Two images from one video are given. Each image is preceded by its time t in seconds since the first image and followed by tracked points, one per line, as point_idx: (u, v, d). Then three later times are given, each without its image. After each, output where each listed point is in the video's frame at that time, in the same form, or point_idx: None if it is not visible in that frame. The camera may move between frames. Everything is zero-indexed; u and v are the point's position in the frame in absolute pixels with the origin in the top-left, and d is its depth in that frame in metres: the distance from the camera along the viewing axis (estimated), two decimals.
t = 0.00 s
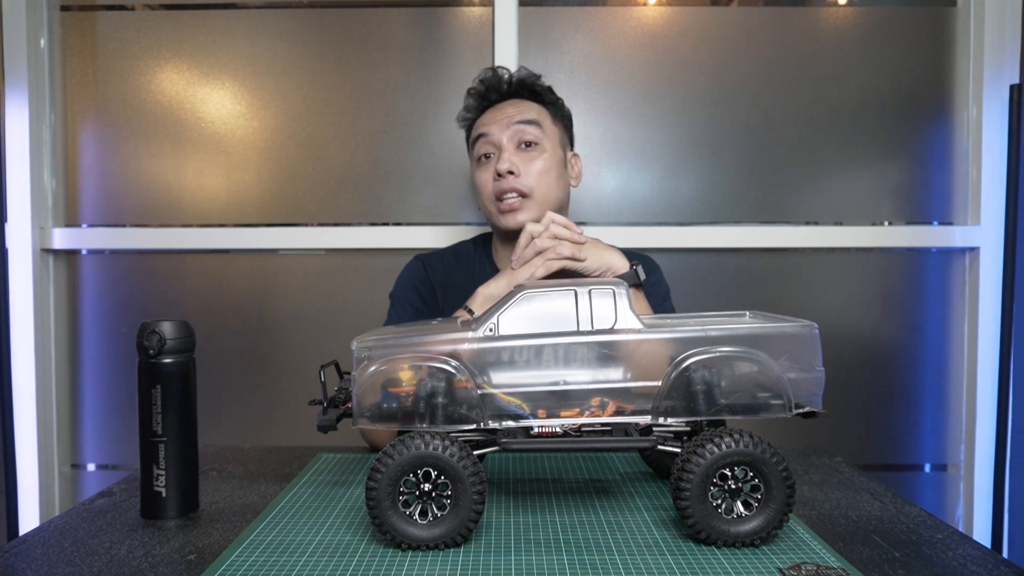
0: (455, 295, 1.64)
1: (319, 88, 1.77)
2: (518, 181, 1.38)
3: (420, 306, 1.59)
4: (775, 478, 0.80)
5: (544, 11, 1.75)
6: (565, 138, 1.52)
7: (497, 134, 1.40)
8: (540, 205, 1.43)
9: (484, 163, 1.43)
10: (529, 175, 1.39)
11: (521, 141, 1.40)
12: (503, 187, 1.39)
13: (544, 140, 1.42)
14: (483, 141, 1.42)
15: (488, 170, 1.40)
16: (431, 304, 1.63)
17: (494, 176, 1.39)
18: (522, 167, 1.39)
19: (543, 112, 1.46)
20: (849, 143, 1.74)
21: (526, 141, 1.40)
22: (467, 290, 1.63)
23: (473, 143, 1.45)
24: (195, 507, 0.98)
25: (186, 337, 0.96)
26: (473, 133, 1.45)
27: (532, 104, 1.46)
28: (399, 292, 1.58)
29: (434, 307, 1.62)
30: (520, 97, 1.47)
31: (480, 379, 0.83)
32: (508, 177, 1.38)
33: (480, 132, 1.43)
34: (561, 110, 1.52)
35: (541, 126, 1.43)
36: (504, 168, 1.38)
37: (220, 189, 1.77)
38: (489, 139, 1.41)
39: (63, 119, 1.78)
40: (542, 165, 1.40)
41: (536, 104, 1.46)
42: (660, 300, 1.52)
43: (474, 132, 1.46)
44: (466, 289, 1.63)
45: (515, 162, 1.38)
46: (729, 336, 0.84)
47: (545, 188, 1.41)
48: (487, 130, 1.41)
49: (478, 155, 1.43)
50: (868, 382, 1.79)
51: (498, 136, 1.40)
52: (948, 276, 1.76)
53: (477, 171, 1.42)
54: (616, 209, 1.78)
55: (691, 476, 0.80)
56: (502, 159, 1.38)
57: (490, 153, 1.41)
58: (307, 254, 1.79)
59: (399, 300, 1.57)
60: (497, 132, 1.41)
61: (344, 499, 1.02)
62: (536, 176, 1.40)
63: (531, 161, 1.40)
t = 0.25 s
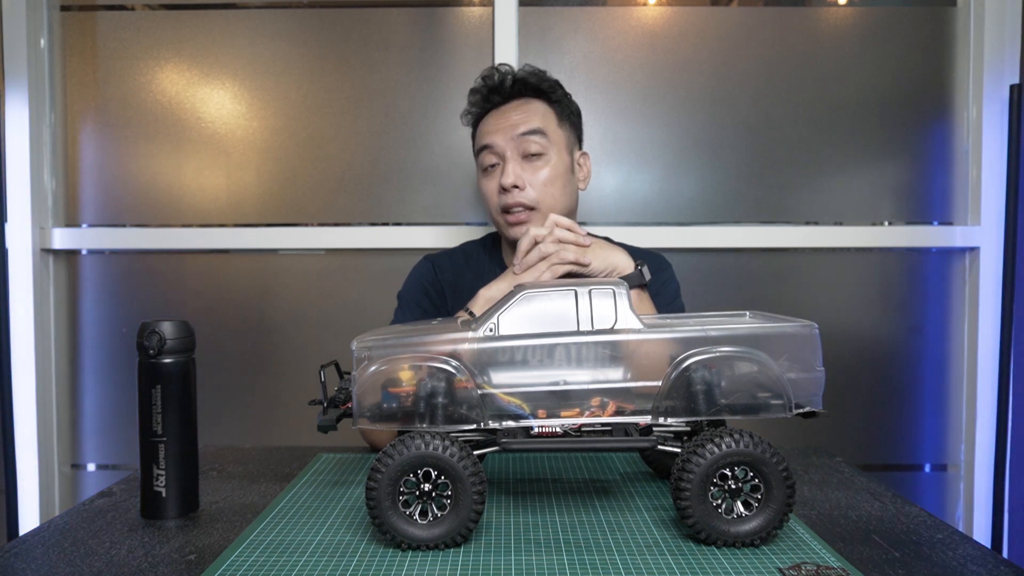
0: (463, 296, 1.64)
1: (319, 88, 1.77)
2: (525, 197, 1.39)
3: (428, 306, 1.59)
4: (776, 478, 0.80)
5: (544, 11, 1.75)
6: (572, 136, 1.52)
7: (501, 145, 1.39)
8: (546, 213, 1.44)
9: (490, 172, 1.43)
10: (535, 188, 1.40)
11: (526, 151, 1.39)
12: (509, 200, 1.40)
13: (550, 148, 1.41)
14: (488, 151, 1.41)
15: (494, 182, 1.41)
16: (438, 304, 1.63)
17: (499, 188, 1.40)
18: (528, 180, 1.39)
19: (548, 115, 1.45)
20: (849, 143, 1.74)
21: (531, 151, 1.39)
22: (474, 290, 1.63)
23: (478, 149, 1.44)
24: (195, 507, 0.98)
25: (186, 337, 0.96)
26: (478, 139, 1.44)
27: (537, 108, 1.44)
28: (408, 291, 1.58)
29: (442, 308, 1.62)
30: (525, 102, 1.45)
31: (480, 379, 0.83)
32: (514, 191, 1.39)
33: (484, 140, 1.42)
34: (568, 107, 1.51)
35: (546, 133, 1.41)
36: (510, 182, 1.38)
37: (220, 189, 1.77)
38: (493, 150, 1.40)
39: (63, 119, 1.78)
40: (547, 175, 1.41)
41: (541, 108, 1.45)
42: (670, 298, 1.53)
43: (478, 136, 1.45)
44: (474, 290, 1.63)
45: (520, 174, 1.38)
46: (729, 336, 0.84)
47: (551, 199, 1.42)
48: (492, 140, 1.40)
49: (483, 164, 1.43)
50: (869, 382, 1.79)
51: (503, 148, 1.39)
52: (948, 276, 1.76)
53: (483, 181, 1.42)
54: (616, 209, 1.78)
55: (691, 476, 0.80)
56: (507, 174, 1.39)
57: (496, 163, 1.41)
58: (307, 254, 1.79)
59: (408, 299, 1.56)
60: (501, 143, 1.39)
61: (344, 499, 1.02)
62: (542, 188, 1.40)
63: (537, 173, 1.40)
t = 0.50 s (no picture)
0: (464, 296, 1.64)
1: (319, 88, 1.77)
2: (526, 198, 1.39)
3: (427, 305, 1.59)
4: (776, 478, 0.80)
5: (544, 11, 1.75)
6: (574, 139, 1.52)
7: (504, 145, 1.39)
8: (547, 214, 1.44)
9: (492, 172, 1.43)
10: (537, 188, 1.40)
11: (528, 152, 1.40)
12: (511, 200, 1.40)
13: (552, 149, 1.42)
14: (490, 151, 1.41)
15: (496, 182, 1.41)
16: (438, 304, 1.63)
17: (501, 188, 1.40)
18: (530, 180, 1.39)
19: (551, 117, 1.45)
20: (849, 143, 1.74)
21: (534, 152, 1.40)
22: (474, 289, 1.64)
23: (480, 149, 1.44)
24: (195, 507, 0.98)
25: (186, 337, 0.96)
26: (480, 139, 1.44)
27: (540, 110, 1.44)
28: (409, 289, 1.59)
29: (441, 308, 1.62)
30: (527, 104, 1.45)
31: (480, 379, 0.83)
32: (515, 191, 1.39)
33: (486, 140, 1.42)
34: (570, 110, 1.51)
35: (549, 135, 1.41)
36: (512, 181, 1.38)
37: (220, 189, 1.77)
38: (496, 150, 1.40)
39: (63, 119, 1.78)
40: (550, 176, 1.41)
41: (544, 110, 1.45)
42: (669, 298, 1.53)
43: (481, 136, 1.45)
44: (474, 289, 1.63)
45: (523, 174, 1.39)
46: (729, 336, 0.84)
47: (552, 200, 1.42)
48: (494, 140, 1.40)
49: (485, 164, 1.43)
50: (868, 382, 1.79)
51: (505, 148, 1.39)
52: (948, 276, 1.76)
53: (485, 180, 1.42)
54: (616, 209, 1.78)
55: (691, 476, 0.80)
56: (510, 174, 1.39)
57: (498, 163, 1.41)
58: (307, 254, 1.79)
59: (408, 298, 1.57)
60: (504, 142, 1.40)
61: (344, 499, 1.02)
62: (543, 189, 1.40)
63: (539, 174, 1.40)
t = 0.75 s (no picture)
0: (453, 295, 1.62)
1: (319, 88, 1.77)
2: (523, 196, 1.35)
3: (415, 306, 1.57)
4: (776, 478, 0.80)
5: (545, 11, 1.75)
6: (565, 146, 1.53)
7: (502, 144, 1.36)
8: (537, 218, 1.40)
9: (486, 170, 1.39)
10: (531, 189, 1.37)
11: (525, 153, 1.37)
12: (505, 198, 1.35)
13: (547, 154, 1.40)
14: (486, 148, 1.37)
15: (491, 180, 1.36)
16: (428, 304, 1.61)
17: (497, 186, 1.35)
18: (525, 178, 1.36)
19: (547, 123, 1.46)
20: (848, 143, 1.74)
21: (531, 154, 1.37)
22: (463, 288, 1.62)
23: (474, 147, 1.40)
24: (195, 507, 0.98)
25: (186, 337, 0.96)
26: (475, 138, 1.41)
27: (537, 115, 1.44)
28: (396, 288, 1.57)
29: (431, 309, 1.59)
30: (522, 110, 1.44)
31: (480, 379, 0.83)
32: (510, 189, 1.35)
33: (483, 139, 1.39)
34: (563, 120, 1.53)
35: (545, 139, 1.40)
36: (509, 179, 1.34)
37: (220, 189, 1.77)
38: (493, 148, 1.36)
39: (63, 119, 1.78)
40: (543, 179, 1.38)
41: (540, 116, 1.45)
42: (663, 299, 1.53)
43: (476, 136, 1.42)
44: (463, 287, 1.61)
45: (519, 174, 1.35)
46: (729, 336, 0.84)
47: (544, 202, 1.39)
48: (492, 138, 1.37)
49: (478, 162, 1.38)
50: (868, 382, 1.79)
51: (503, 146, 1.36)
52: (947, 276, 1.76)
53: (479, 177, 1.37)
54: (616, 210, 1.78)
55: (691, 476, 0.80)
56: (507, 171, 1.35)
57: (493, 161, 1.37)
58: (307, 254, 1.79)
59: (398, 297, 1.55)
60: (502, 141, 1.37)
61: (344, 499, 1.02)
62: (537, 190, 1.37)
63: (533, 174, 1.37)
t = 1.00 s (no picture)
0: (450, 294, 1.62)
1: (319, 88, 1.77)
2: (520, 191, 1.35)
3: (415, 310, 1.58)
4: (776, 478, 0.80)
5: (545, 11, 1.75)
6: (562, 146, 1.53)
7: (499, 140, 1.37)
8: (535, 215, 1.40)
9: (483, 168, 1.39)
10: (529, 185, 1.37)
11: (522, 150, 1.38)
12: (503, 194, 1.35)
13: (544, 151, 1.41)
14: (483, 146, 1.38)
15: (489, 176, 1.36)
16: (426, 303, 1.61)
17: (494, 182, 1.35)
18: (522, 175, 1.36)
19: (544, 121, 1.46)
20: (848, 144, 1.74)
21: (527, 150, 1.39)
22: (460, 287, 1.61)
23: (471, 146, 1.41)
24: (195, 507, 0.98)
25: (186, 337, 0.96)
26: (473, 138, 1.42)
27: (534, 114, 1.45)
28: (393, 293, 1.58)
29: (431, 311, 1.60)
30: (519, 109, 1.46)
31: (480, 379, 0.83)
32: (508, 185, 1.34)
33: (480, 138, 1.40)
34: (559, 119, 1.53)
35: (542, 136, 1.41)
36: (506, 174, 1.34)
37: (220, 189, 1.77)
38: (490, 144, 1.38)
39: (63, 119, 1.78)
40: (541, 175, 1.39)
41: (537, 115, 1.46)
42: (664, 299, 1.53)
43: (474, 136, 1.43)
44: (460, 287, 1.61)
45: (516, 169, 1.36)
46: (729, 336, 0.84)
47: (542, 199, 1.39)
48: (489, 136, 1.38)
49: (476, 160, 1.39)
50: (868, 382, 1.79)
51: (500, 143, 1.37)
52: (947, 276, 1.76)
53: (476, 175, 1.38)
54: (616, 210, 1.78)
55: (691, 476, 0.80)
56: (504, 167, 1.35)
57: (490, 158, 1.38)
58: (307, 254, 1.79)
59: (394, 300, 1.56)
60: (499, 138, 1.38)
61: (344, 499, 1.02)
62: (534, 187, 1.37)
63: (530, 171, 1.38)
